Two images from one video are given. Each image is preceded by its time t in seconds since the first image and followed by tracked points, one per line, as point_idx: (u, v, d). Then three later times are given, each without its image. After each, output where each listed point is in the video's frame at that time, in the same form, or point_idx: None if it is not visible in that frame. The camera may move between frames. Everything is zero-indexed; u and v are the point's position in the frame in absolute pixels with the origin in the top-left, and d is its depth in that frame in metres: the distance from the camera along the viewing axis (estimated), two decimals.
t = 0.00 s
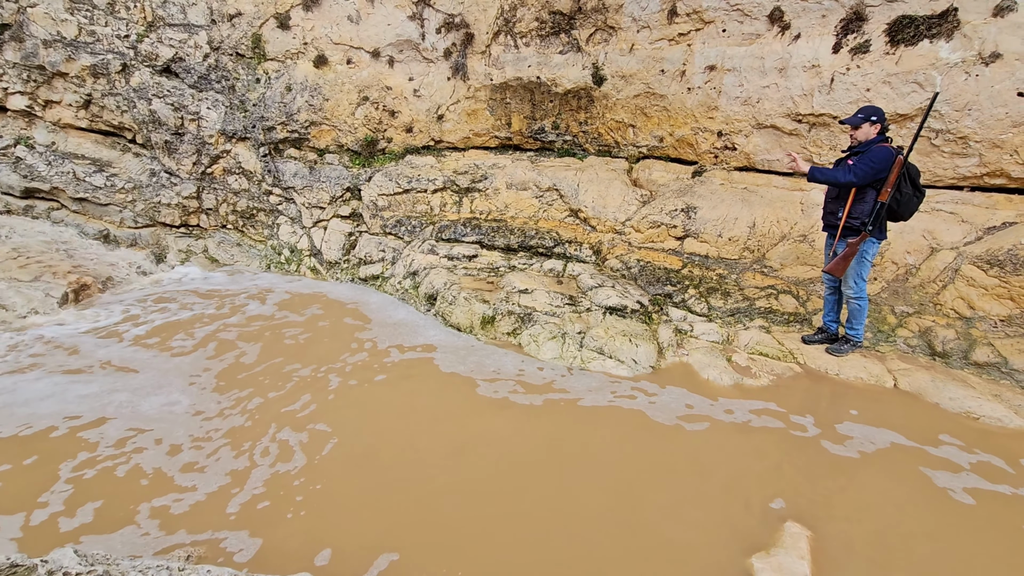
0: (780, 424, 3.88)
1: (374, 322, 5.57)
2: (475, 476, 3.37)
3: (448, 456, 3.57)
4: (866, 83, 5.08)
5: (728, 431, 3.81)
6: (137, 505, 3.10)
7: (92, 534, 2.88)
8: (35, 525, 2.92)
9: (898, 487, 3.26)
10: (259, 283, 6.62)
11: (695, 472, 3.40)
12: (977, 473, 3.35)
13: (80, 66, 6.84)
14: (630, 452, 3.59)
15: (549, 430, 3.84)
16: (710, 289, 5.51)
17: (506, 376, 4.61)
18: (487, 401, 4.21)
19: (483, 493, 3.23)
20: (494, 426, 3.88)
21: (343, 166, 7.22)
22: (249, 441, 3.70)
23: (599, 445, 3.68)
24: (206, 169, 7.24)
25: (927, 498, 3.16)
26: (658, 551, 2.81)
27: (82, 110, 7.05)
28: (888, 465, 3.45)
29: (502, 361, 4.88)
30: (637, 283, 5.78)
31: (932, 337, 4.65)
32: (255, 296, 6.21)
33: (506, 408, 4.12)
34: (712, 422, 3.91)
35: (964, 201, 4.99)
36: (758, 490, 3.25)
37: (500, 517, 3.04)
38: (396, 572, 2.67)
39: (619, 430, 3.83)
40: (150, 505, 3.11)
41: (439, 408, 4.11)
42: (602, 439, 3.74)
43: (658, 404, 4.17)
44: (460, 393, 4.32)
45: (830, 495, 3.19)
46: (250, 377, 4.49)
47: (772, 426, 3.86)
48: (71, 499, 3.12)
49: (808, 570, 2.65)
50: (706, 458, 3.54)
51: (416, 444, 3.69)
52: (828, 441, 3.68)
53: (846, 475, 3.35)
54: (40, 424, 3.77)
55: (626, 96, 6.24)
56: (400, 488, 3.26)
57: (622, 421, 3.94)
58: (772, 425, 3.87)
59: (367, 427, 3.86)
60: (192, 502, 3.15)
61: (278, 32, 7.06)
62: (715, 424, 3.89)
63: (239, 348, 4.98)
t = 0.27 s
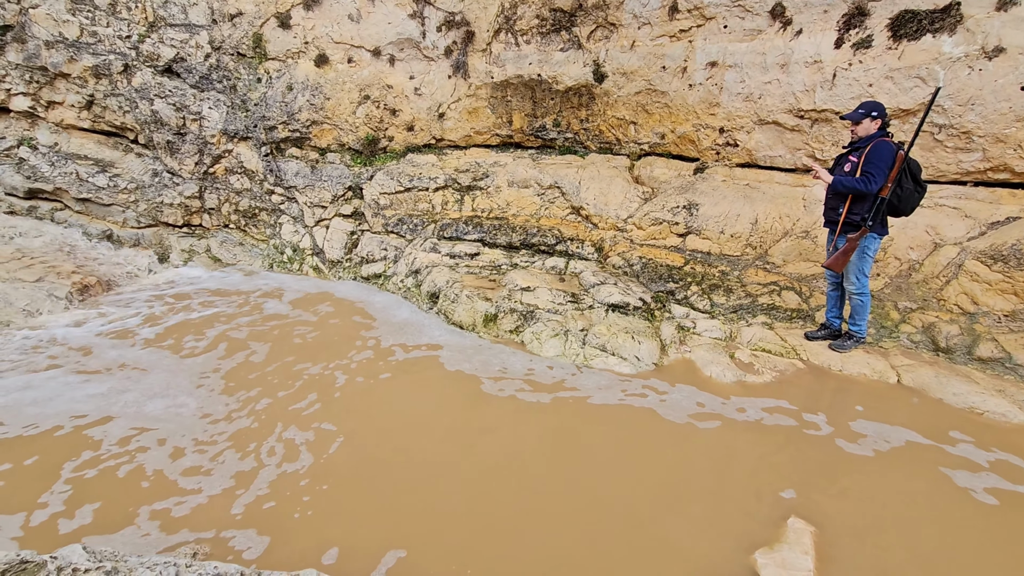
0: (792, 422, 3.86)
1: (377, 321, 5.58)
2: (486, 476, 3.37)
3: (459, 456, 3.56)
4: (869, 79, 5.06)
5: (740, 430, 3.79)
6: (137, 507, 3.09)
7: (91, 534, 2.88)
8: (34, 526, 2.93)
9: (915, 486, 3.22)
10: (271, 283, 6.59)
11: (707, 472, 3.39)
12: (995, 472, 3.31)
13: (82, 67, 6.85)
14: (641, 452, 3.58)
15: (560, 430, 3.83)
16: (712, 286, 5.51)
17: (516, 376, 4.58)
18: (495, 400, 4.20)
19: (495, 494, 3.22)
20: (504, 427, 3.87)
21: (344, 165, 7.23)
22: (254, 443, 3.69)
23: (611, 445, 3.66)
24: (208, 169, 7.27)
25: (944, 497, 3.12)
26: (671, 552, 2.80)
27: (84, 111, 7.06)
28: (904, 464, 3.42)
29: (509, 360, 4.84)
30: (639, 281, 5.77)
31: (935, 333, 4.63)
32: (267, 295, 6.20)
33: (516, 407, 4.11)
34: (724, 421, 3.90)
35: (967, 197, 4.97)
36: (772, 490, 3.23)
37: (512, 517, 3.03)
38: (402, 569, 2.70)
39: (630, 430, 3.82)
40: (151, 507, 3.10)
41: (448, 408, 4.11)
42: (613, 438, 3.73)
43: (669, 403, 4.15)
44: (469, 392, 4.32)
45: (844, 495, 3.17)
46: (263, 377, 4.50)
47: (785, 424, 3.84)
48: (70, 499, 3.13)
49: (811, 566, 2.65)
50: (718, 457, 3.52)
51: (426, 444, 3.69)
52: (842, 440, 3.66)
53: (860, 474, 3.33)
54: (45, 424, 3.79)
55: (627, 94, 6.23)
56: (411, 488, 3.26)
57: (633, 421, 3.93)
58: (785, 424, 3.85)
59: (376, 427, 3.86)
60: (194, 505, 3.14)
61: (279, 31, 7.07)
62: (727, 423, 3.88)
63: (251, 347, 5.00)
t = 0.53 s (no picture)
0: (804, 422, 3.83)
1: (379, 320, 5.59)
2: (498, 478, 3.35)
3: (469, 458, 3.54)
4: (869, 76, 5.06)
5: (751, 429, 3.77)
6: (135, 509, 3.09)
7: (88, 535, 2.89)
8: (32, 526, 2.93)
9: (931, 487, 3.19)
10: (276, 284, 6.59)
11: (720, 472, 3.36)
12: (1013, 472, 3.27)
13: (83, 67, 6.85)
14: (653, 452, 3.55)
15: (570, 431, 3.80)
16: (713, 285, 5.51)
17: (524, 376, 4.56)
18: (502, 400, 4.20)
19: (506, 495, 3.20)
20: (514, 427, 3.85)
21: (345, 165, 7.24)
22: (256, 446, 3.68)
23: (622, 445, 3.64)
24: (209, 169, 7.27)
25: (961, 498, 3.09)
26: (686, 555, 2.77)
27: (85, 111, 7.06)
28: (919, 464, 3.38)
29: (515, 360, 4.82)
30: (640, 279, 5.78)
31: (936, 330, 4.64)
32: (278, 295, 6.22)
33: (525, 407, 4.09)
34: (735, 421, 3.87)
35: (968, 194, 4.97)
36: (786, 491, 3.20)
37: (524, 520, 3.01)
38: (406, 568, 2.71)
39: (640, 430, 3.79)
40: (149, 509, 3.09)
41: (456, 408, 4.10)
42: (624, 439, 3.71)
43: (679, 403, 4.13)
44: (477, 393, 4.31)
45: (860, 495, 3.14)
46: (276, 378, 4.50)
47: (796, 423, 3.82)
48: (68, 500, 3.13)
49: (813, 563, 2.66)
50: (730, 457, 3.50)
51: (436, 445, 3.67)
52: (855, 440, 3.63)
53: (875, 475, 3.30)
54: (48, 423, 3.81)
55: (628, 92, 6.23)
56: (422, 490, 3.25)
57: (642, 421, 3.91)
58: (796, 423, 3.82)
59: (384, 428, 3.86)
60: (193, 508, 3.13)
61: (279, 31, 7.06)
62: (738, 422, 3.86)
63: (260, 346, 5.02)
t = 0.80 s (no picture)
0: (805, 424, 3.84)
1: (371, 324, 5.58)
2: (500, 484, 3.32)
3: (470, 464, 3.52)
4: (857, 79, 5.11)
5: (753, 433, 3.77)
6: (117, 520, 3.03)
7: (67, 545, 2.84)
8: (12, 536, 2.89)
9: (935, 490, 3.18)
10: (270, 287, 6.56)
11: (722, 476, 3.36)
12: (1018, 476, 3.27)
13: (70, 69, 6.80)
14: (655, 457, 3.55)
15: (571, 436, 3.79)
16: (705, 286, 5.54)
17: (524, 379, 4.54)
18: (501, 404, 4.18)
19: (511, 502, 3.17)
20: (515, 432, 3.83)
21: (336, 167, 7.21)
22: (247, 454, 3.63)
23: (623, 450, 3.63)
24: (199, 172, 7.23)
25: (966, 501, 3.09)
26: (690, 560, 2.76)
27: (72, 113, 6.99)
28: (922, 467, 3.38)
29: (513, 364, 4.81)
30: (632, 280, 5.80)
31: (924, 330, 4.69)
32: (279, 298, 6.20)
33: (526, 412, 4.08)
34: (736, 424, 3.87)
35: (955, 195, 5.03)
36: (790, 494, 3.20)
37: (529, 527, 2.98)
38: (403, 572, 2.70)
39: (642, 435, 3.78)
40: (132, 520, 3.04)
41: (456, 413, 4.08)
42: (625, 443, 3.69)
43: (679, 406, 4.12)
44: (477, 397, 4.29)
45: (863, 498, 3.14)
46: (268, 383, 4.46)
47: (797, 426, 3.82)
48: (50, 509, 3.09)
49: (805, 562, 2.69)
50: (732, 461, 3.49)
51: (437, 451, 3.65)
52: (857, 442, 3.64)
53: (878, 478, 3.30)
54: (34, 428, 3.77)
55: (619, 95, 6.26)
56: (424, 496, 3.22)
57: (644, 424, 3.90)
58: (797, 426, 3.83)
59: (383, 434, 3.84)
60: (179, 518, 3.07)
61: (269, 33, 7.04)
62: (739, 425, 3.85)
63: (258, 350, 5.01)
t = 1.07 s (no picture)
0: (797, 428, 3.87)
1: (356, 331, 5.55)
2: (497, 495, 3.29)
3: (467, 474, 3.48)
4: (833, 87, 5.24)
5: (748, 437, 3.79)
6: (86, 540, 2.95)
7: (32, 566, 2.76)
8: None
9: (929, 492, 3.22)
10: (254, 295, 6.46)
11: (718, 482, 3.37)
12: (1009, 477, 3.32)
13: (45, 75, 6.65)
14: (651, 464, 3.55)
15: (567, 444, 3.77)
16: (688, 290, 5.60)
17: (516, 386, 4.53)
18: (495, 412, 4.16)
19: (503, 510, 3.16)
20: (509, 440, 3.81)
21: (319, 174, 7.16)
22: (227, 469, 3.56)
23: (620, 457, 3.62)
24: (179, 179, 7.11)
25: (960, 503, 3.12)
26: (679, 563, 2.78)
27: (47, 119, 6.82)
28: (915, 469, 3.42)
29: (503, 371, 4.80)
30: (616, 285, 5.85)
31: (901, 332, 4.80)
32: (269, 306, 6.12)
33: (520, 420, 4.06)
34: (731, 429, 3.89)
35: (928, 200, 5.16)
36: (786, 499, 3.21)
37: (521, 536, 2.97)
38: None
39: (638, 441, 3.78)
40: (102, 540, 2.96)
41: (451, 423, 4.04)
42: (621, 450, 3.69)
43: (673, 411, 4.14)
44: (470, 406, 4.25)
45: (859, 502, 3.17)
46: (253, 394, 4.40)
47: (791, 430, 3.85)
48: (16, 527, 3.01)
49: (788, 563, 2.72)
50: (724, 465, 3.52)
51: (432, 461, 3.61)
52: (849, 445, 3.67)
53: (867, 480, 3.34)
54: (7, 442, 3.69)
55: (602, 102, 6.34)
56: (420, 507, 3.18)
57: (639, 431, 3.90)
58: (790, 429, 3.86)
59: (376, 445, 3.79)
60: (153, 536, 3.00)
61: (251, 38, 7.01)
62: (733, 430, 3.87)
63: (247, 359, 4.96)
